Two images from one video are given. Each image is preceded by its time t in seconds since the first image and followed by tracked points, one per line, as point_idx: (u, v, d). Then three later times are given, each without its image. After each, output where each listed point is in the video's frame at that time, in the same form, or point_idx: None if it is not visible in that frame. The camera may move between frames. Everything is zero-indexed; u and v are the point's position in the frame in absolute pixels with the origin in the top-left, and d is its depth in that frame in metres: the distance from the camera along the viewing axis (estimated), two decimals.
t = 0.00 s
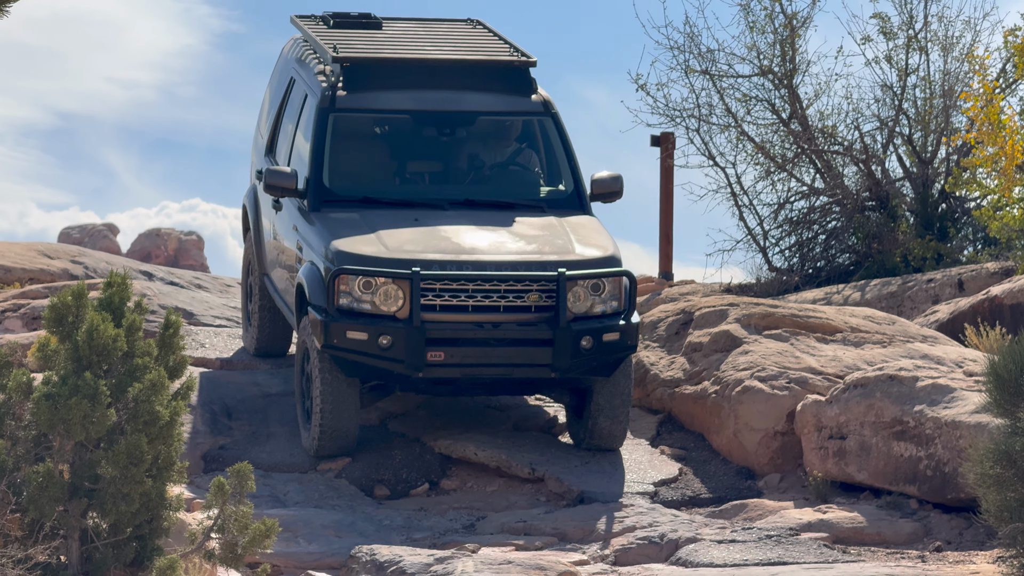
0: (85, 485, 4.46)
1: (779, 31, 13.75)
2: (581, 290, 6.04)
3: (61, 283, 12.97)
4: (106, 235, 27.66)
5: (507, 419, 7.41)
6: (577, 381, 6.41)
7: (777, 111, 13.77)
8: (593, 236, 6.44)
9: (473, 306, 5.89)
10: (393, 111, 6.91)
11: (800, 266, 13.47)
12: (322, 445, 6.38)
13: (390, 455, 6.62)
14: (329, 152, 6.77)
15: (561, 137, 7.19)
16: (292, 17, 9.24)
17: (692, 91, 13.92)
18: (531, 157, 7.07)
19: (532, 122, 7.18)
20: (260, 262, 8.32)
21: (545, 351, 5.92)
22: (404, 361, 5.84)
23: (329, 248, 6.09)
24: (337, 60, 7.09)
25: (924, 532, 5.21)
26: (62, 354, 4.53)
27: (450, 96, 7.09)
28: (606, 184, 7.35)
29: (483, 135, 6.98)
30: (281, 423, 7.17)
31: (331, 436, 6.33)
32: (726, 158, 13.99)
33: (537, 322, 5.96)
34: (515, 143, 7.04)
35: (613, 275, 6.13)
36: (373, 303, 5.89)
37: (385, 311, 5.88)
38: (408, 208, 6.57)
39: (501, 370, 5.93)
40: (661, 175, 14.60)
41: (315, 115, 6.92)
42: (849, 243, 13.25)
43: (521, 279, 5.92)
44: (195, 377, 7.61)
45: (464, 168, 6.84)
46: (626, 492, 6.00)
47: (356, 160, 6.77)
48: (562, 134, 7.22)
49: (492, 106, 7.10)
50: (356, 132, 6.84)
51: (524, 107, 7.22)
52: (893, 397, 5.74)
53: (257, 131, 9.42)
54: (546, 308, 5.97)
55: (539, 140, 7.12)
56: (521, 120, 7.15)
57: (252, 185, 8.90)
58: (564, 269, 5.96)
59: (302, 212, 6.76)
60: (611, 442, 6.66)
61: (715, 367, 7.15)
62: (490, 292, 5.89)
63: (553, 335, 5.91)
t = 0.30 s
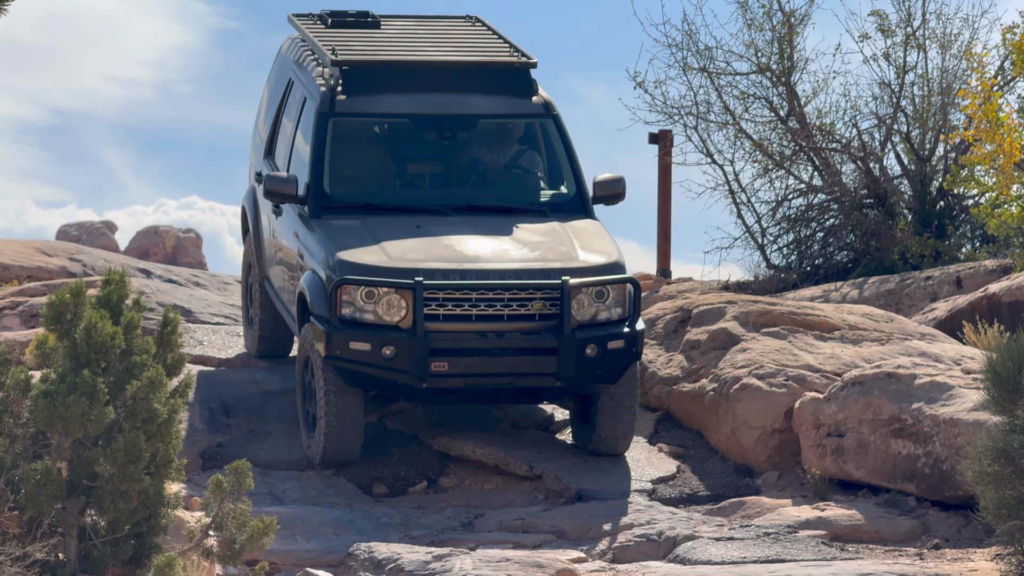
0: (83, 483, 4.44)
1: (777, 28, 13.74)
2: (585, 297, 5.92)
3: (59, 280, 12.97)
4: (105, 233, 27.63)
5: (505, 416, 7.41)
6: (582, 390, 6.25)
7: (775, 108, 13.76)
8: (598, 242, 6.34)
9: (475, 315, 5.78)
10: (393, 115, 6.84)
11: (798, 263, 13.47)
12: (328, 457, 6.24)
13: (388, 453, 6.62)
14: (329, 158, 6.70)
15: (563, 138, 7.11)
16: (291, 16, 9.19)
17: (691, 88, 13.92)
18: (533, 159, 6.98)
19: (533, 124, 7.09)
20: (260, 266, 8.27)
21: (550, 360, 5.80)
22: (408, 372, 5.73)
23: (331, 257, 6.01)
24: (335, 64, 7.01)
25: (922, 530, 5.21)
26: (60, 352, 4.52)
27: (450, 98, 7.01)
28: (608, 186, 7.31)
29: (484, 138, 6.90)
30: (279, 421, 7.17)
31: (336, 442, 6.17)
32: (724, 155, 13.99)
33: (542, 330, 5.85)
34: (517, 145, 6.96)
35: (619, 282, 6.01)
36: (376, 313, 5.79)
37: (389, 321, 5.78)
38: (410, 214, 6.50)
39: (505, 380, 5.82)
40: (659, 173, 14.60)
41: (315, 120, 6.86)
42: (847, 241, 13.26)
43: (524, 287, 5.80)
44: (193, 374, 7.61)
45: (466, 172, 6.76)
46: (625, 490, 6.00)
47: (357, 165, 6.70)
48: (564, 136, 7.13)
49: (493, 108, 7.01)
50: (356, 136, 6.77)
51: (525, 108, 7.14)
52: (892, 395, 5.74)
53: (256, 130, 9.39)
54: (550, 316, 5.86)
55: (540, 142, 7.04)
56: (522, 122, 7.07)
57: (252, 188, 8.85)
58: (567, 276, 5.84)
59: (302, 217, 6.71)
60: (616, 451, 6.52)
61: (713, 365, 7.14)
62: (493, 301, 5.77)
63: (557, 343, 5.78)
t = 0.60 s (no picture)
0: (81, 480, 4.44)
1: (776, 25, 13.73)
2: (588, 304, 5.88)
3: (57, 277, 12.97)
4: (103, 231, 27.60)
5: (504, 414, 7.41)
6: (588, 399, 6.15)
7: (774, 106, 13.76)
8: (602, 247, 6.31)
9: (478, 325, 5.72)
10: (392, 120, 6.80)
11: (797, 260, 13.47)
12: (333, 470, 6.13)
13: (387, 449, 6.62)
14: (328, 165, 6.67)
15: (563, 140, 7.07)
16: (288, 15, 9.16)
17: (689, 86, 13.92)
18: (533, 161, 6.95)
19: (533, 126, 7.06)
20: (261, 271, 8.20)
21: (553, 369, 5.78)
22: (412, 384, 5.68)
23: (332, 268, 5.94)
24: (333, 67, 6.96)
25: (920, 527, 5.22)
26: (58, 349, 4.52)
27: (449, 102, 6.97)
28: (610, 187, 7.29)
29: (484, 142, 6.86)
30: (277, 418, 7.16)
31: (346, 459, 6.06)
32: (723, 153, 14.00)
33: (545, 339, 5.80)
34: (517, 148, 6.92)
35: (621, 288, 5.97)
36: (378, 324, 5.73)
37: (390, 332, 5.72)
38: (411, 220, 6.47)
39: (509, 390, 5.79)
40: (657, 170, 14.60)
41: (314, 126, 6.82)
42: (846, 238, 13.26)
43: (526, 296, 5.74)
44: (191, 372, 7.60)
45: (466, 177, 6.73)
46: (625, 488, 5.99)
47: (357, 171, 6.67)
48: (564, 137, 7.10)
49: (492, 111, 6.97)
50: (355, 142, 6.74)
51: (525, 109, 7.10)
52: (889, 392, 5.74)
53: (255, 130, 9.36)
54: (553, 325, 5.81)
55: (540, 144, 7.01)
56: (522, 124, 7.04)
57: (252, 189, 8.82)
58: (569, 284, 5.79)
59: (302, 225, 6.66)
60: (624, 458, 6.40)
61: (711, 363, 7.15)
62: (496, 311, 5.72)
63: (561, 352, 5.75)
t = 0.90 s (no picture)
0: (81, 481, 4.44)
1: (775, 26, 13.73)
2: (595, 315, 5.86)
3: (57, 278, 12.96)
4: (102, 231, 27.57)
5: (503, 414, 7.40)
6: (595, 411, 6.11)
7: (773, 106, 13.76)
8: (609, 256, 6.31)
9: (485, 339, 5.69)
10: (390, 128, 6.79)
11: (796, 261, 13.47)
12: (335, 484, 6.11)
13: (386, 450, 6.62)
14: (327, 177, 6.66)
15: (563, 144, 7.08)
16: (281, 19, 9.15)
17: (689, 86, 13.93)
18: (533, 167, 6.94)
19: (532, 131, 7.06)
20: (261, 280, 8.14)
21: (562, 383, 5.76)
22: (420, 401, 5.65)
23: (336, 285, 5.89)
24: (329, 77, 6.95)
25: (920, 527, 5.22)
26: (58, 349, 4.52)
27: (447, 108, 6.96)
28: (613, 191, 7.29)
29: (483, 149, 6.85)
30: (276, 418, 7.16)
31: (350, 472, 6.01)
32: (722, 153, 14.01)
33: (553, 352, 5.78)
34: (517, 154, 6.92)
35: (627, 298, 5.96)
36: (384, 342, 5.69)
37: (397, 349, 5.69)
38: (413, 229, 6.45)
39: (518, 405, 5.77)
40: (656, 171, 14.60)
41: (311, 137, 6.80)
42: (845, 238, 13.27)
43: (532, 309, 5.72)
44: (191, 373, 7.58)
45: (467, 184, 6.72)
46: (625, 489, 5.98)
47: (356, 182, 6.66)
48: (563, 141, 7.10)
49: (491, 116, 6.97)
50: (353, 152, 6.73)
51: (523, 114, 7.10)
52: (889, 392, 5.74)
53: (252, 137, 9.35)
54: (560, 337, 5.80)
55: (540, 149, 7.01)
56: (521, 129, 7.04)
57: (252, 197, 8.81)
58: (576, 296, 5.78)
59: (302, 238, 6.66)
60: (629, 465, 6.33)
61: (710, 363, 7.15)
62: (502, 325, 5.70)
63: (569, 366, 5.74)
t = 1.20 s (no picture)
0: (81, 486, 4.45)
1: (775, 31, 13.76)
2: (600, 325, 5.87)
3: (57, 284, 12.96)
4: (102, 237, 27.56)
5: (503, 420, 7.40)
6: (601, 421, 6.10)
7: (773, 111, 13.78)
8: (614, 265, 6.31)
9: (491, 351, 5.69)
10: (391, 137, 6.80)
11: (796, 266, 13.48)
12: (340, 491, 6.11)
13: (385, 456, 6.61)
14: (329, 187, 6.66)
15: (565, 149, 7.09)
16: (278, 25, 9.17)
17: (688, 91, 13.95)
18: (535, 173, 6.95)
19: (533, 137, 7.07)
20: (262, 287, 8.14)
21: (569, 394, 5.76)
22: (425, 414, 5.65)
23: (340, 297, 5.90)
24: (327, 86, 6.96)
25: (920, 531, 5.21)
26: (58, 355, 4.53)
27: (448, 115, 6.96)
28: (614, 197, 7.30)
29: (485, 157, 6.86)
30: (276, 424, 7.16)
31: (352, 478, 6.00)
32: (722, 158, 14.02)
33: (558, 362, 5.79)
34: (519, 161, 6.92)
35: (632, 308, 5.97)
36: (389, 355, 5.69)
37: (402, 363, 5.69)
38: (416, 237, 6.44)
39: (523, 416, 5.76)
40: (656, 176, 14.62)
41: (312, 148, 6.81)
42: (845, 244, 13.29)
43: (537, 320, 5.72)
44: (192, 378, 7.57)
45: (469, 192, 6.72)
46: (626, 495, 5.98)
47: (358, 192, 6.66)
48: (565, 146, 7.11)
49: (492, 123, 6.97)
50: (354, 162, 6.73)
51: (525, 120, 7.10)
52: (889, 397, 5.74)
53: (250, 144, 9.36)
54: (566, 348, 5.80)
55: (542, 155, 7.01)
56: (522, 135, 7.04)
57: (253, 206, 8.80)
58: (580, 306, 5.78)
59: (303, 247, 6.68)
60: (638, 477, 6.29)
61: (710, 368, 7.15)
62: (508, 337, 5.70)
63: (575, 377, 5.74)
